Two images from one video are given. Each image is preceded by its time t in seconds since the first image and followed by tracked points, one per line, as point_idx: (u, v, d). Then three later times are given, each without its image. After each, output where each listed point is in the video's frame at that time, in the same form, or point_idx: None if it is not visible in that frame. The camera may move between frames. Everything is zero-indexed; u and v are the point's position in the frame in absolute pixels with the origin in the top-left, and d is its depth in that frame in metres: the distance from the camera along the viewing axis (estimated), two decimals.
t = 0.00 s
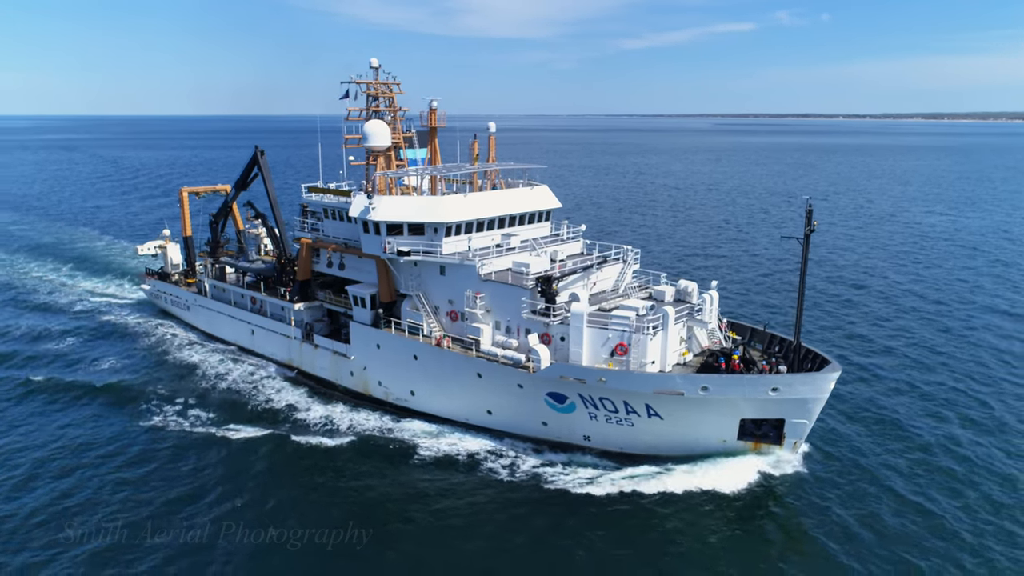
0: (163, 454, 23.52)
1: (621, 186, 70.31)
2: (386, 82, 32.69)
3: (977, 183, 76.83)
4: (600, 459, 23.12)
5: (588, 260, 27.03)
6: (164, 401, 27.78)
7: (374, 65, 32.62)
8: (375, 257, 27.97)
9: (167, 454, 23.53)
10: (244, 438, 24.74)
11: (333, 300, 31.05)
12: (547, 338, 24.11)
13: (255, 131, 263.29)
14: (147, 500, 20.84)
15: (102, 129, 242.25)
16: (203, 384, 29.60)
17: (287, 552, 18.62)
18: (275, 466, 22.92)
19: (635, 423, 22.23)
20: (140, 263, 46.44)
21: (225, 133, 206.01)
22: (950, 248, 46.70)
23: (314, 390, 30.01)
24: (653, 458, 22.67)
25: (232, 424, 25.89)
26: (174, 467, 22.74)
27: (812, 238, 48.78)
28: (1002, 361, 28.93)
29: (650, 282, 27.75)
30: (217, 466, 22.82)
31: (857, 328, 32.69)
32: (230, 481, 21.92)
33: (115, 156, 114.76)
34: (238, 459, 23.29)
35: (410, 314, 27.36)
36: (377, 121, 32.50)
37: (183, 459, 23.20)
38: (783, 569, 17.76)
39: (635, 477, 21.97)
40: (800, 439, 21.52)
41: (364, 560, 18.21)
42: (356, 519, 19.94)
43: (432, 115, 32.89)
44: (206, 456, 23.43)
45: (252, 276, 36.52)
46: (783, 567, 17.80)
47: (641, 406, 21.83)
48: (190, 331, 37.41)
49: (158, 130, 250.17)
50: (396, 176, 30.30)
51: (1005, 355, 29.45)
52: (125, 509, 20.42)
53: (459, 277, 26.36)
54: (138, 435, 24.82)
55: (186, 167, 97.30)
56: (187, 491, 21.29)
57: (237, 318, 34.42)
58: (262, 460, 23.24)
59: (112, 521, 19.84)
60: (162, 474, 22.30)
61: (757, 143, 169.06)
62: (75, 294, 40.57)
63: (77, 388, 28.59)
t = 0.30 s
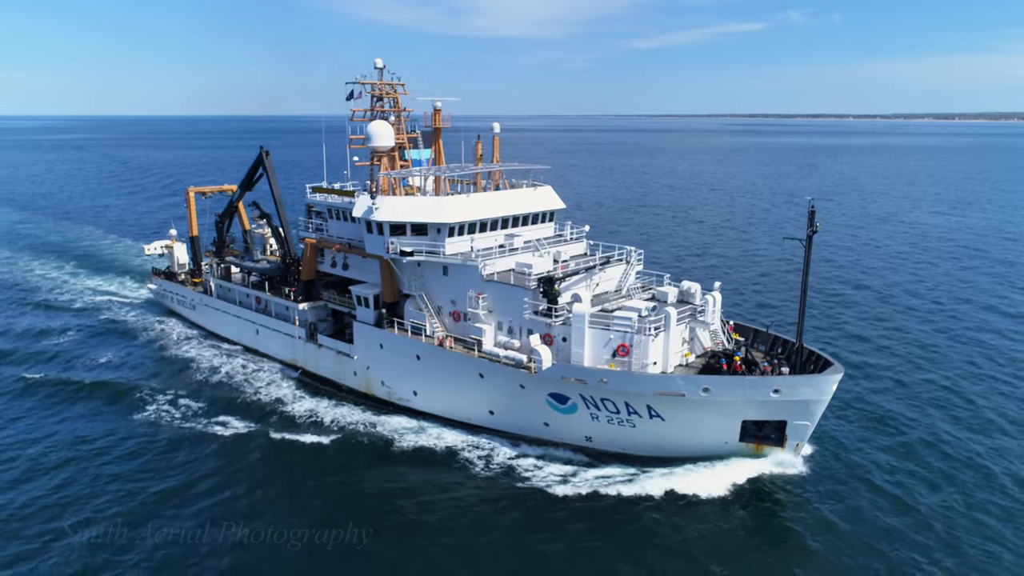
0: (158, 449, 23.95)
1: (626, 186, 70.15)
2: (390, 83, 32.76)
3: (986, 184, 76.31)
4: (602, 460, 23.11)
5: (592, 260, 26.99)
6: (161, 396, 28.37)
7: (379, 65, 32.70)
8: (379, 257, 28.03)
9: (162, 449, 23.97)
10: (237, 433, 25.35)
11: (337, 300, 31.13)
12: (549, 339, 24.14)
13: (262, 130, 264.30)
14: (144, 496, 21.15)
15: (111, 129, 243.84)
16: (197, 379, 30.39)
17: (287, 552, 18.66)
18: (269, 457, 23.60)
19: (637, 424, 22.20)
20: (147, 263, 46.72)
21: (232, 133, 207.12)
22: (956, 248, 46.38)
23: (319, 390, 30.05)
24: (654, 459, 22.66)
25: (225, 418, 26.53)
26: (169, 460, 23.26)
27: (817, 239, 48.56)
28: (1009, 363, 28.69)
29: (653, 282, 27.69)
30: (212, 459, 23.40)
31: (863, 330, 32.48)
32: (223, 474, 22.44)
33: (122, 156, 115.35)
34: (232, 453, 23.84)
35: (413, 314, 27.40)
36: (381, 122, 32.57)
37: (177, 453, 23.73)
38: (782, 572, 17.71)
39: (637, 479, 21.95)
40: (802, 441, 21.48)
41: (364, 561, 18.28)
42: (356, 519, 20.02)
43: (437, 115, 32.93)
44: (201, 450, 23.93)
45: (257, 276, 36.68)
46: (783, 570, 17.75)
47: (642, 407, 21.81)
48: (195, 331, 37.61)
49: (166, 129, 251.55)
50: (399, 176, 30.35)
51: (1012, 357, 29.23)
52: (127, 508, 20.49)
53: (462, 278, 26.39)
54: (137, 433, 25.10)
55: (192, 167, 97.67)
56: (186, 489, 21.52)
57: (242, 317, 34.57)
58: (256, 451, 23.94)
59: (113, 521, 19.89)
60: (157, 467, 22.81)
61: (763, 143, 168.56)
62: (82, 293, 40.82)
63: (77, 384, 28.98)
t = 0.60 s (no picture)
0: (151, 442, 24.23)
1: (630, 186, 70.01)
2: (394, 83, 32.84)
3: (992, 184, 75.88)
4: (603, 461, 23.08)
5: (593, 261, 26.98)
6: (155, 389, 28.76)
7: (382, 66, 32.79)
8: (381, 257, 28.09)
9: (156, 442, 24.26)
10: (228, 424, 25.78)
11: (340, 300, 31.19)
12: (549, 339, 24.15)
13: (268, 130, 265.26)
14: (138, 488, 21.40)
15: (119, 129, 245.32)
16: (189, 373, 30.94)
17: (287, 552, 18.62)
18: (260, 448, 24.06)
19: (638, 425, 22.17)
20: (151, 262, 46.92)
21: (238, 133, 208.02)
22: (961, 249, 46.13)
23: (321, 390, 30.10)
24: (655, 461, 22.62)
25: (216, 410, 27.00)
26: (164, 453, 23.44)
27: (821, 240, 48.41)
28: (1012, 364, 28.52)
29: (655, 283, 27.66)
30: (204, 450, 23.74)
31: (866, 331, 32.32)
32: (220, 469, 22.55)
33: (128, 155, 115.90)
34: (224, 445, 24.18)
35: (415, 314, 27.44)
36: (384, 122, 32.63)
37: (173, 447, 23.93)
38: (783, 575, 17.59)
39: (637, 480, 21.90)
40: (803, 442, 21.42)
41: (363, 560, 18.24)
42: (356, 519, 19.99)
43: (440, 116, 32.97)
44: (193, 442, 24.27)
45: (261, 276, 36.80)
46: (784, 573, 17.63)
47: (643, 408, 21.78)
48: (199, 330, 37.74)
49: (173, 129, 252.73)
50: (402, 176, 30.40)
51: (1016, 358, 29.06)
52: (126, 504, 20.52)
53: (464, 278, 26.42)
54: (133, 427, 25.33)
55: (197, 166, 98.04)
56: (184, 486, 21.54)
57: (245, 317, 34.68)
58: (247, 442, 24.36)
59: (109, 516, 19.97)
60: (150, 459, 23.13)
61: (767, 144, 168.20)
62: (87, 292, 41.02)
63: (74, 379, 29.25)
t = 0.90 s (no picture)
0: (146, 435, 24.51)
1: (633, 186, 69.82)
2: (396, 84, 32.89)
3: (998, 185, 75.34)
4: (602, 462, 23.04)
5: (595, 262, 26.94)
6: (152, 384, 29.10)
7: (385, 67, 32.85)
8: (382, 257, 28.14)
9: (152, 436, 24.47)
10: (220, 419, 26.13)
11: (342, 300, 31.26)
12: (549, 340, 24.13)
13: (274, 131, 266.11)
14: (133, 480, 21.64)
15: (126, 129, 246.69)
16: (184, 368, 31.37)
17: (287, 552, 18.57)
18: (252, 442, 24.36)
19: (638, 427, 22.13)
20: (156, 262, 47.09)
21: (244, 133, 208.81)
22: (966, 249, 45.81)
23: (323, 390, 30.16)
24: (655, 462, 22.57)
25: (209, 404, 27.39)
26: (163, 450, 23.49)
27: (824, 240, 48.18)
28: (1016, 365, 28.29)
29: (657, 284, 27.60)
30: (203, 447, 23.78)
31: (869, 331, 32.10)
32: (219, 466, 22.58)
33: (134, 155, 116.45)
34: (217, 439, 24.46)
35: (416, 314, 27.48)
36: (387, 123, 32.68)
37: (173, 443, 23.97)
38: None
39: (637, 481, 21.85)
40: (803, 445, 21.33)
41: (363, 561, 18.20)
42: (357, 519, 19.93)
43: (442, 116, 32.99)
44: (189, 437, 24.49)
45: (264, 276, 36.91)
46: None
47: (643, 409, 21.74)
48: (203, 330, 37.87)
49: (180, 129, 254.17)
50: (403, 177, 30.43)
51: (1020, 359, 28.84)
52: (125, 500, 20.57)
53: (465, 279, 26.43)
54: (131, 423, 25.48)
55: (202, 166, 98.35)
56: (182, 482, 21.59)
57: (248, 317, 34.80)
58: (239, 436, 24.67)
59: (103, 509, 20.16)
60: (149, 455, 23.17)
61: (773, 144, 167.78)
62: (92, 291, 41.22)
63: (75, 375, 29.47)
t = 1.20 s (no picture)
0: (144, 430, 24.60)
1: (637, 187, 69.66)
2: (398, 85, 32.93)
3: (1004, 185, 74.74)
4: (602, 463, 22.97)
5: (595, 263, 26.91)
6: (151, 381, 29.20)
7: (387, 68, 32.90)
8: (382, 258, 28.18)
9: (149, 432, 24.56)
10: (209, 410, 26.48)
11: (343, 300, 31.31)
12: (549, 341, 24.13)
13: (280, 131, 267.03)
14: (129, 474, 21.73)
15: (134, 129, 248.06)
16: (183, 365, 31.47)
17: (286, 552, 18.35)
18: (249, 438, 24.40)
19: (637, 428, 22.08)
20: (160, 261, 47.29)
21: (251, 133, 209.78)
22: (970, 249, 45.47)
23: (323, 390, 30.19)
24: (654, 464, 22.49)
25: (203, 399, 27.56)
26: (161, 445, 23.55)
27: (828, 240, 47.94)
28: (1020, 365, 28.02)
29: (658, 285, 27.54)
30: (200, 442, 23.83)
31: (872, 330, 31.87)
32: (215, 461, 22.60)
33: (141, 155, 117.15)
34: (211, 433, 24.61)
35: (416, 315, 27.50)
36: (388, 123, 32.72)
37: (171, 439, 24.02)
38: None
39: (635, 483, 21.77)
40: (803, 446, 21.21)
41: (363, 562, 17.96)
42: (357, 519, 19.69)
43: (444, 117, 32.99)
44: (186, 432, 24.55)
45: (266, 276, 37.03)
46: None
47: (641, 411, 21.70)
48: (205, 329, 38.00)
49: (187, 129, 255.78)
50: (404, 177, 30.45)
51: None
52: (121, 494, 20.63)
53: (464, 280, 26.45)
54: (130, 418, 25.57)
55: (207, 166, 98.77)
56: (178, 477, 21.61)
57: (251, 317, 34.91)
58: (231, 430, 24.82)
59: (97, 501, 20.26)
60: (147, 450, 23.23)
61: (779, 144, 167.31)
62: (96, 290, 41.42)
63: (75, 372, 29.63)
